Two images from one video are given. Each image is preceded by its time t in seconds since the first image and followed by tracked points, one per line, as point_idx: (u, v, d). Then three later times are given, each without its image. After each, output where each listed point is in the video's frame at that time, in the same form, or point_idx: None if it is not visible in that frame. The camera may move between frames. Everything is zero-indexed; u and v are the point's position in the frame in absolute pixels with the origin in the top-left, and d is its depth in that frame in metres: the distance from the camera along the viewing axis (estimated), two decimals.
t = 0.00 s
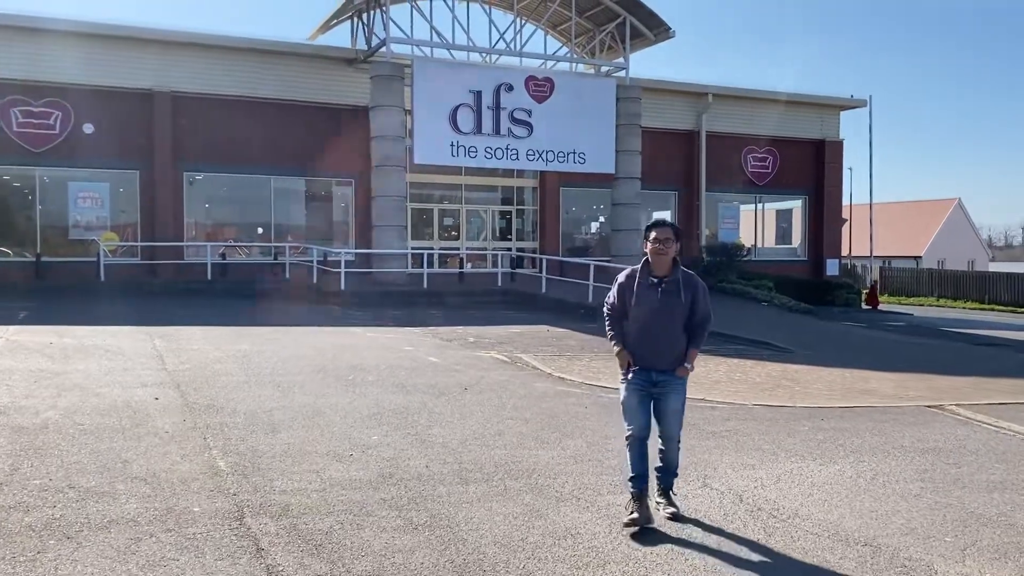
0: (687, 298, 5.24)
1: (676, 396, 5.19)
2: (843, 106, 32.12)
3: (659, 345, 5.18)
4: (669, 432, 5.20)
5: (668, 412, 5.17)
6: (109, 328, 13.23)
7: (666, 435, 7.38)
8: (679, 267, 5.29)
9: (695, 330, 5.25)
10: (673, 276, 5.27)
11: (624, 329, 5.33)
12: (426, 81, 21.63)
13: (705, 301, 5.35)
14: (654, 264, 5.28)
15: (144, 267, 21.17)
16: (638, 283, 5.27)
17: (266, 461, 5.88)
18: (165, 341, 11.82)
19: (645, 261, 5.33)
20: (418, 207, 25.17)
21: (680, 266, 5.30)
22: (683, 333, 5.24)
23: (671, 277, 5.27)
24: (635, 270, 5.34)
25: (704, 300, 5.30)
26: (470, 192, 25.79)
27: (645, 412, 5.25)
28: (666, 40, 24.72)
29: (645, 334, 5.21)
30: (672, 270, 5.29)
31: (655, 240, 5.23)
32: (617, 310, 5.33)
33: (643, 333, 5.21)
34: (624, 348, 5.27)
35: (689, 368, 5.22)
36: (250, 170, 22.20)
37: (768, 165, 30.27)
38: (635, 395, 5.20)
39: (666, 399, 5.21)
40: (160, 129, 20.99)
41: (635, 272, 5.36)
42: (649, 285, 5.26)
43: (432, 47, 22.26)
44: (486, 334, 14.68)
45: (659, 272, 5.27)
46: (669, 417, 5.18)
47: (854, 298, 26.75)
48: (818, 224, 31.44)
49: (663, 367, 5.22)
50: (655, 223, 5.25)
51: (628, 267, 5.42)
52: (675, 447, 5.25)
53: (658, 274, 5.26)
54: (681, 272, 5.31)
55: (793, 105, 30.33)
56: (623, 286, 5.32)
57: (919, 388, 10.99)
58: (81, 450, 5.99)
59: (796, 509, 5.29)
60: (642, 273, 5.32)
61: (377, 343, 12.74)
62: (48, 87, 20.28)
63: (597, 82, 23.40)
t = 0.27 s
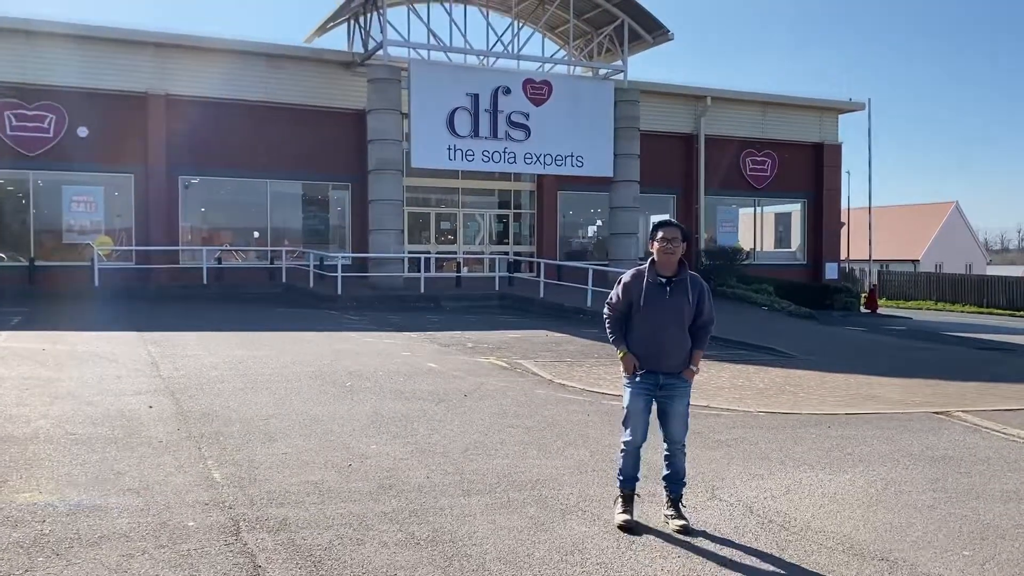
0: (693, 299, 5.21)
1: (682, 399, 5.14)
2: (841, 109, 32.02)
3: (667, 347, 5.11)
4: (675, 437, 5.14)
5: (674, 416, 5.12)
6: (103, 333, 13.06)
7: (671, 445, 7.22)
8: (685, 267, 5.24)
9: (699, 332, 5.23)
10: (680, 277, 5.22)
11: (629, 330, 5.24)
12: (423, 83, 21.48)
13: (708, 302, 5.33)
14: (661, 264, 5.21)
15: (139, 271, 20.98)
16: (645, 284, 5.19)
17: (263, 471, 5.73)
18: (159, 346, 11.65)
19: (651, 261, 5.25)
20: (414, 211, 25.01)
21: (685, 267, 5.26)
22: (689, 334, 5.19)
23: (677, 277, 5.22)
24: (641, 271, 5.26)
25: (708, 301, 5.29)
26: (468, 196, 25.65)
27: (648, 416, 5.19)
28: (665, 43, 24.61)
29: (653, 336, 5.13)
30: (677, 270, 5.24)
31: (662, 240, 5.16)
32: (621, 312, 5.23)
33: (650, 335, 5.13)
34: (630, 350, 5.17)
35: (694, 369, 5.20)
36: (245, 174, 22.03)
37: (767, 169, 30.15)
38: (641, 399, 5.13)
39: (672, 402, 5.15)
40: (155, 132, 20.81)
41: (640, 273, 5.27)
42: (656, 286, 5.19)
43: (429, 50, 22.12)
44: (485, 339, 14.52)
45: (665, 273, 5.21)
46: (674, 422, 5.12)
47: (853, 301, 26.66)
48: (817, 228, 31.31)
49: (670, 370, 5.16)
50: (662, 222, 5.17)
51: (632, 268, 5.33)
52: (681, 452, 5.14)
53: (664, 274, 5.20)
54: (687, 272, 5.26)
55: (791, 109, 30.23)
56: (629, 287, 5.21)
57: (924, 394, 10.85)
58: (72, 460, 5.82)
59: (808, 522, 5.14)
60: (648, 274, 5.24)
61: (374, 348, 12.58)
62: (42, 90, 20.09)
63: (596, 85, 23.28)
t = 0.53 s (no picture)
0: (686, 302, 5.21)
1: (683, 403, 5.12)
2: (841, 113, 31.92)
3: (663, 352, 5.10)
4: (679, 442, 5.10)
5: (676, 420, 5.09)
6: (100, 339, 12.90)
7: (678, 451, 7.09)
8: (675, 271, 5.25)
9: (694, 335, 5.22)
10: (671, 281, 5.23)
11: (623, 338, 5.24)
12: (423, 87, 21.36)
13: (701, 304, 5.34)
14: (650, 270, 5.22)
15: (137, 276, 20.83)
16: (636, 291, 5.19)
17: (263, 480, 5.59)
18: (157, 352, 11.50)
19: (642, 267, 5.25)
20: (413, 215, 24.87)
21: (676, 270, 5.26)
22: (685, 337, 5.19)
23: (669, 280, 5.22)
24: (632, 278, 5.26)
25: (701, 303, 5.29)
26: (468, 200, 25.53)
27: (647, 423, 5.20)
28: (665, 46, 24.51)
29: (648, 343, 5.13)
30: (669, 273, 5.24)
31: (650, 245, 5.17)
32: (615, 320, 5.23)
33: (645, 341, 5.13)
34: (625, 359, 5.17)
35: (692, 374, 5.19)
36: (243, 178, 21.89)
37: (767, 172, 30.04)
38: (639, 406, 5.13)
39: (673, 407, 5.14)
40: (153, 136, 20.68)
41: (630, 280, 5.27)
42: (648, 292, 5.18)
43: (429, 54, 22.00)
44: (486, 344, 14.38)
45: (656, 278, 5.21)
46: (678, 426, 5.09)
47: (853, 306, 26.57)
48: (818, 231, 31.18)
49: (668, 375, 5.15)
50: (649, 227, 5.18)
51: (623, 275, 5.33)
52: (688, 457, 5.05)
53: (655, 280, 5.21)
54: (677, 275, 5.27)
55: (792, 112, 30.13)
56: (620, 296, 5.21)
57: (932, 399, 10.71)
58: (68, 469, 5.68)
59: (825, 533, 5.00)
60: (639, 281, 5.24)
61: (374, 354, 12.43)
62: (39, 94, 19.95)
63: (596, 88, 23.16)
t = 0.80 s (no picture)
0: (673, 305, 5.17)
1: (676, 408, 5.09)
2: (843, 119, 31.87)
3: (651, 358, 5.08)
4: (675, 447, 5.07)
5: (671, 425, 5.06)
6: (100, 346, 12.77)
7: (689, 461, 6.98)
8: (657, 275, 5.21)
9: (684, 337, 5.18)
10: (655, 285, 5.19)
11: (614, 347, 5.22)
12: (425, 93, 21.28)
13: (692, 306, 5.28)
14: (634, 277, 5.20)
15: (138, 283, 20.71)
16: (622, 298, 5.18)
17: (268, 492, 5.47)
18: (159, 359, 11.37)
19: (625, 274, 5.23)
20: (414, 221, 24.76)
21: (660, 274, 5.22)
22: (675, 341, 5.15)
23: (654, 285, 5.19)
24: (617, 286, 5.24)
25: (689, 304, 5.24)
26: (469, 206, 25.42)
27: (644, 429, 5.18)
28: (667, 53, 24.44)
29: (636, 349, 5.11)
30: (653, 278, 5.21)
31: (630, 252, 5.14)
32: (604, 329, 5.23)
33: (634, 348, 5.12)
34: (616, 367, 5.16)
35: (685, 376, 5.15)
36: (244, 184, 21.79)
37: (768, 178, 29.96)
38: (634, 413, 5.12)
39: (666, 411, 5.11)
40: (154, 142, 20.59)
41: (616, 288, 5.26)
42: (634, 299, 5.16)
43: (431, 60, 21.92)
44: (490, 351, 14.25)
45: (640, 284, 5.19)
46: (673, 432, 5.07)
47: (856, 312, 26.48)
48: (819, 237, 31.09)
49: (659, 381, 5.12)
50: (627, 234, 5.16)
51: (610, 283, 5.33)
52: (689, 462, 5.04)
53: (640, 286, 5.18)
54: (663, 279, 5.23)
55: (794, 118, 30.07)
56: (607, 304, 5.21)
57: (942, 407, 10.60)
58: (69, 482, 5.56)
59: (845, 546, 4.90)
60: (624, 288, 5.23)
61: (378, 361, 12.31)
62: (40, 100, 19.87)
63: (598, 94, 23.09)
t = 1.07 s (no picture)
0: (676, 311, 5.08)
1: (684, 415, 5.01)
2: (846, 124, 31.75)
3: (657, 366, 4.98)
4: (681, 455, 4.97)
5: (679, 434, 4.96)
6: (101, 355, 12.65)
7: (701, 473, 6.84)
8: (658, 283, 5.13)
9: (687, 343, 5.10)
10: (657, 293, 5.10)
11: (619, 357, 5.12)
12: (427, 98, 21.18)
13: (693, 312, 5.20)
14: (634, 286, 5.11)
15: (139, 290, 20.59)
16: (624, 308, 5.08)
17: (274, 509, 5.33)
18: (160, 368, 11.24)
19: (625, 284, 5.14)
20: (416, 227, 24.64)
21: (661, 281, 5.14)
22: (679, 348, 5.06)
23: (655, 293, 5.10)
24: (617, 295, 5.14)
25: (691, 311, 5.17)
26: (472, 211, 25.30)
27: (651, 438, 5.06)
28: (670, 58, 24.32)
29: (641, 359, 5.02)
30: (654, 285, 5.12)
31: (629, 261, 5.06)
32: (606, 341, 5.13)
33: (638, 358, 5.02)
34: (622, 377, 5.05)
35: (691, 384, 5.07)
36: (246, 191, 21.68)
37: (772, 183, 29.83)
38: (642, 423, 5.00)
39: (674, 420, 5.01)
40: (155, 148, 20.49)
41: (617, 298, 5.17)
42: (636, 308, 5.07)
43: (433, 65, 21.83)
44: (494, 359, 14.12)
45: (642, 293, 5.10)
46: (682, 441, 4.97)
47: (861, 318, 26.33)
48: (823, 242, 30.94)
49: (666, 389, 5.02)
50: (625, 244, 5.07)
51: (610, 294, 5.23)
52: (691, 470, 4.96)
53: (641, 294, 5.09)
54: (664, 286, 5.15)
55: (797, 122, 29.95)
56: (608, 315, 5.11)
57: (953, 415, 10.46)
58: (69, 498, 5.42)
59: (868, 565, 4.78)
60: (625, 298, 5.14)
61: (382, 369, 12.17)
62: (41, 106, 19.79)
63: (601, 99, 22.99)
